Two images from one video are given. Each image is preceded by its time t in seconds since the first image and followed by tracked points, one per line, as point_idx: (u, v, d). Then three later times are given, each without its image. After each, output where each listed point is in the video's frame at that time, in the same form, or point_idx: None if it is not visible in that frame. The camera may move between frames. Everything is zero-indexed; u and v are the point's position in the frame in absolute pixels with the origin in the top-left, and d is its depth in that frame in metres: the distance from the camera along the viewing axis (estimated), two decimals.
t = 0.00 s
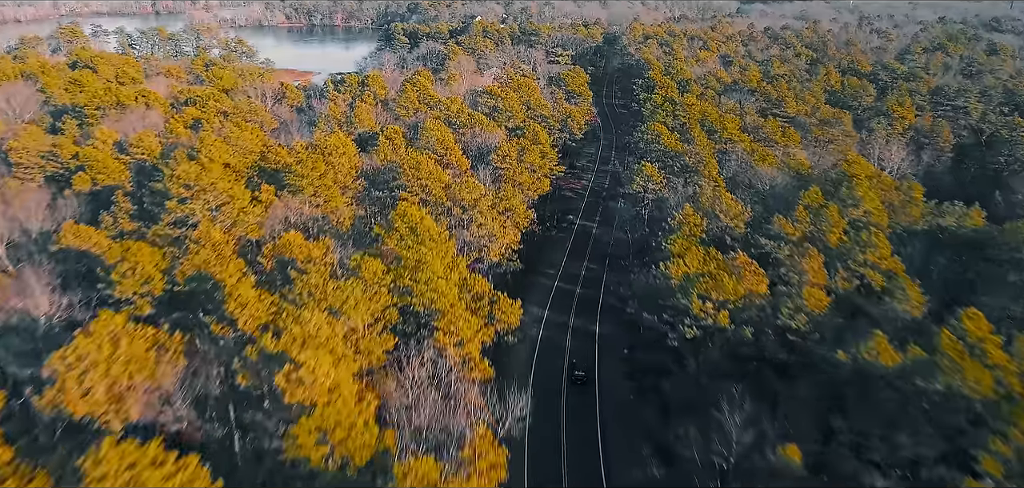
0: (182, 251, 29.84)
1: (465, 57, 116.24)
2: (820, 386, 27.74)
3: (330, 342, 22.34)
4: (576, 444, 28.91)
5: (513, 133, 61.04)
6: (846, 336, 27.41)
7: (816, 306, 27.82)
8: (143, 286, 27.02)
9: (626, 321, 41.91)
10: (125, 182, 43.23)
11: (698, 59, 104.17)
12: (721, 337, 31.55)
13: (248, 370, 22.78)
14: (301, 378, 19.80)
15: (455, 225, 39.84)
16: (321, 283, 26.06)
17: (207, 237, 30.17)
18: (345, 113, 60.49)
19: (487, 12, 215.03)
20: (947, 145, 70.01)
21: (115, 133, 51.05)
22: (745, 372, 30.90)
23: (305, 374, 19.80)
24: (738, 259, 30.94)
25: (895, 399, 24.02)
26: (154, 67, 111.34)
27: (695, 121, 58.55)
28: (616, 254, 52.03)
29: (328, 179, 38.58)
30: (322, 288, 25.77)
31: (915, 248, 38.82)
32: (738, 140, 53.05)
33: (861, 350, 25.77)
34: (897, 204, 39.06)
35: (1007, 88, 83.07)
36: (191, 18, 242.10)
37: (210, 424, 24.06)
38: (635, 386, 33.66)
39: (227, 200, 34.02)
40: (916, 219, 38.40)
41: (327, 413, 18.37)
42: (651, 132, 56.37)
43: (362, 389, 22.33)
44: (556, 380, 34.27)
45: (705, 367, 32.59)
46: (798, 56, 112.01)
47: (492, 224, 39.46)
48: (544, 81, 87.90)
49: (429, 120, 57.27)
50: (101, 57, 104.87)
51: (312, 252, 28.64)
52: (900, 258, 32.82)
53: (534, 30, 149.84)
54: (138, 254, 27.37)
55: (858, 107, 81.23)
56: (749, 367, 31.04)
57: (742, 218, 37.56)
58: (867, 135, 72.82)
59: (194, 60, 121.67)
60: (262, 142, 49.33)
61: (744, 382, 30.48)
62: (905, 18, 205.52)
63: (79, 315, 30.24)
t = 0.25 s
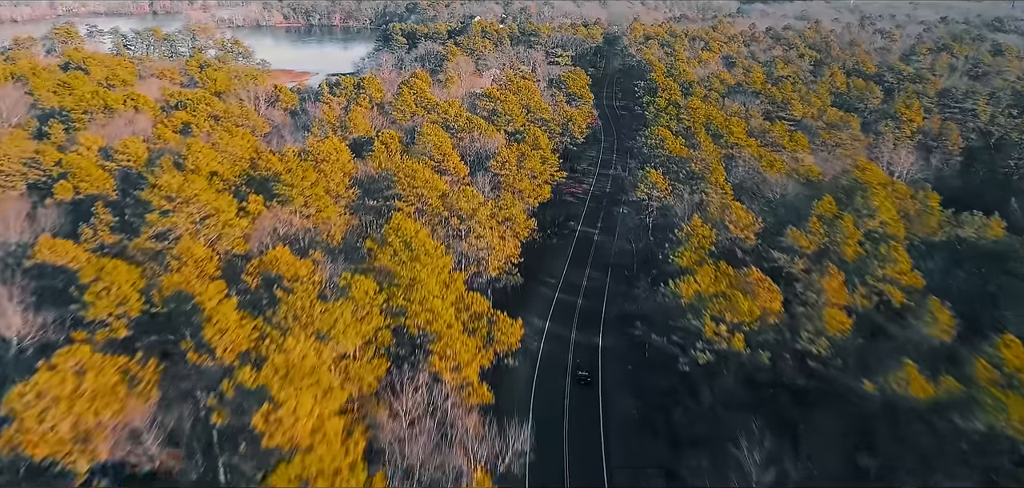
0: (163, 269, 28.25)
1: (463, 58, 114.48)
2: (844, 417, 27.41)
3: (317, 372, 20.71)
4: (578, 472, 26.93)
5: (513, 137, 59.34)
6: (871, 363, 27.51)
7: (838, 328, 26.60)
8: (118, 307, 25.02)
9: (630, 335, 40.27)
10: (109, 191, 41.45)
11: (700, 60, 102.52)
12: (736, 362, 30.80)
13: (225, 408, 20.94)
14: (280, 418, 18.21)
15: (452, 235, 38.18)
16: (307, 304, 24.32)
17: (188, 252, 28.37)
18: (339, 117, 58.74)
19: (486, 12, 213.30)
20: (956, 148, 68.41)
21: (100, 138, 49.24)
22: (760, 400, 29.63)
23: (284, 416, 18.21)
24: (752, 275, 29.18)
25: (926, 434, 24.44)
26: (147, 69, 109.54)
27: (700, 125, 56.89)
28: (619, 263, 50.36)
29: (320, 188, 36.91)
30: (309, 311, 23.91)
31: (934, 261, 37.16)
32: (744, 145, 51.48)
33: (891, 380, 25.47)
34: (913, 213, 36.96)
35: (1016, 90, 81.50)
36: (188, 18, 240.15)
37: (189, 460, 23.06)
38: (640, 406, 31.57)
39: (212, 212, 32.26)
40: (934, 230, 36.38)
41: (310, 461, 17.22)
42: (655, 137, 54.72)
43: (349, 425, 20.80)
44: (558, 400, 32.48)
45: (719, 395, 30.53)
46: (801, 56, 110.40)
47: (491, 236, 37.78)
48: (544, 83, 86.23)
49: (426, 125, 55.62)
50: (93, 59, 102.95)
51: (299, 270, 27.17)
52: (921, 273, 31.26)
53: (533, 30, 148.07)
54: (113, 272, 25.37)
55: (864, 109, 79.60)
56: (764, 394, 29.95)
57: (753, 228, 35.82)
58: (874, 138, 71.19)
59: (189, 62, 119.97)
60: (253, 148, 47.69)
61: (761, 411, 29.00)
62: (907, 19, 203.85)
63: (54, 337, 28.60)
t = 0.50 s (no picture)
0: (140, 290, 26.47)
1: (462, 59, 112.76)
2: (871, 455, 24.63)
3: (298, 407, 18.95)
4: None
5: (513, 142, 57.67)
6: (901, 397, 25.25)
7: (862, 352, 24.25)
8: (90, 332, 23.40)
9: (635, 350, 38.59)
10: (93, 200, 39.85)
11: (703, 61, 100.90)
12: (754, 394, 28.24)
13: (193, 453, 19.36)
14: (255, 468, 16.62)
15: (449, 247, 36.53)
16: (291, 328, 22.68)
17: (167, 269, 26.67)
18: (334, 121, 57.06)
19: (485, 12, 211.69)
20: (966, 151, 66.69)
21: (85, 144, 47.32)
22: (779, 432, 27.71)
23: (260, 464, 16.68)
24: (766, 293, 27.45)
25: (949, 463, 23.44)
26: (141, 70, 107.89)
27: (706, 129, 55.24)
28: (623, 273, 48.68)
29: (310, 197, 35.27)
30: (294, 337, 22.18)
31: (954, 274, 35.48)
32: (752, 151, 50.05)
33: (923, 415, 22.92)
34: (930, 225, 35.60)
35: None
36: (185, 18, 238.46)
37: None
38: (649, 437, 30.18)
39: (195, 226, 30.55)
40: (954, 242, 34.75)
41: None
42: (660, 142, 53.08)
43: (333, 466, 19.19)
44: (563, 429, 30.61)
45: (735, 427, 28.76)
46: (805, 58, 108.79)
47: (490, 248, 36.17)
48: (545, 85, 84.59)
49: (424, 130, 53.99)
50: (86, 59, 101.29)
51: (284, 290, 25.43)
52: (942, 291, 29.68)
53: (533, 30, 146.41)
54: (85, 293, 23.61)
55: (871, 112, 77.98)
56: (782, 425, 27.87)
57: (765, 241, 34.10)
58: (882, 141, 69.52)
59: (185, 62, 118.18)
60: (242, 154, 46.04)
61: (780, 445, 27.23)
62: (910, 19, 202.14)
63: (25, 360, 26.99)
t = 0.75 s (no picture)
0: (116, 311, 24.79)
1: (461, 60, 111.04)
2: None
3: (277, 449, 17.29)
4: None
5: (513, 147, 55.97)
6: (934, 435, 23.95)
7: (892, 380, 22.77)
8: (59, 360, 21.53)
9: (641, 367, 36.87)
10: (74, 210, 38.23)
11: (706, 62, 99.24)
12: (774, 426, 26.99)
13: None
14: None
15: (446, 260, 34.84)
16: (274, 356, 21.01)
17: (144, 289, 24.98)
18: (328, 125, 55.32)
19: (485, 12, 210.06)
20: (976, 155, 64.96)
21: (70, 151, 45.80)
22: (801, 466, 25.93)
23: None
24: (783, 313, 25.81)
25: None
26: (135, 71, 106.19)
27: (711, 134, 53.56)
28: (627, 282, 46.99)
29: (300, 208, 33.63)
30: (275, 366, 20.39)
31: (975, 289, 33.77)
32: (759, 156, 48.39)
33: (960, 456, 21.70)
34: (951, 236, 33.88)
35: None
36: (183, 18, 236.75)
37: None
38: (656, 469, 28.42)
39: (176, 240, 28.83)
40: (976, 255, 33.09)
41: None
42: (664, 147, 51.39)
43: None
44: (565, 465, 28.82)
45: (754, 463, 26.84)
46: (809, 58, 107.10)
47: (489, 261, 34.46)
48: (545, 87, 82.94)
49: (420, 135, 52.33)
50: (79, 61, 99.62)
51: (267, 312, 23.46)
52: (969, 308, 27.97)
53: (533, 30, 144.72)
54: (52, 318, 21.86)
55: (878, 115, 76.32)
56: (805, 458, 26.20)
57: (778, 254, 32.38)
58: (890, 145, 67.81)
59: (180, 63, 116.47)
60: (232, 162, 44.35)
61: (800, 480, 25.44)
62: (913, 19, 200.45)
63: None
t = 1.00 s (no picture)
0: (86, 335, 23.23)
1: (460, 62, 109.42)
2: None
3: None
4: None
5: (512, 151, 54.26)
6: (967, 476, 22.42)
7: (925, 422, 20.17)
8: (22, 391, 19.67)
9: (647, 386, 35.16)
10: (54, 220, 36.70)
11: (708, 64, 97.65)
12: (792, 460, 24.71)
13: None
14: None
15: (442, 274, 33.16)
16: (254, 389, 19.33)
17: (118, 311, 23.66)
18: (322, 130, 53.61)
19: (484, 12, 208.52)
20: (986, 159, 63.33)
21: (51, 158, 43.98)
22: None
23: None
24: (801, 337, 24.10)
25: None
26: (128, 73, 104.42)
27: (717, 139, 51.93)
28: (630, 291, 45.28)
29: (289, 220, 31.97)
30: (254, 401, 18.59)
31: (1002, 306, 31.96)
32: (768, 163, 46.80)
33: None
34: (972, 251, 32.26)
35: None
36: (180, 18, 235.07)
37: None
38: None
39: (156, 257, 27.16)
40: (999, 269, 31.49)
41: None
42: (669, 153, 49.75)
43: None
44: None
45: None
46: (813, 60, 105.52)
47: (487, 275, 32.79)
48: (545, 89, 81.26)
49: (417, 140, 50.63)
50: (71, 62, 97.86)
51: (247, 339, 21.70)
52: (997, 329, 26.26)
53: (532, 31, 142.98)
54: (14, 347, 20.21)
55: (885, 118, 74.71)
56: None
57: (792, 269, 30.70)
58: (899, 149, 66.20)
59: (175, 64, 114.73)
60: (220, 169, 42.71)
61: None
62: (915, 19, 198.98)
63: None
